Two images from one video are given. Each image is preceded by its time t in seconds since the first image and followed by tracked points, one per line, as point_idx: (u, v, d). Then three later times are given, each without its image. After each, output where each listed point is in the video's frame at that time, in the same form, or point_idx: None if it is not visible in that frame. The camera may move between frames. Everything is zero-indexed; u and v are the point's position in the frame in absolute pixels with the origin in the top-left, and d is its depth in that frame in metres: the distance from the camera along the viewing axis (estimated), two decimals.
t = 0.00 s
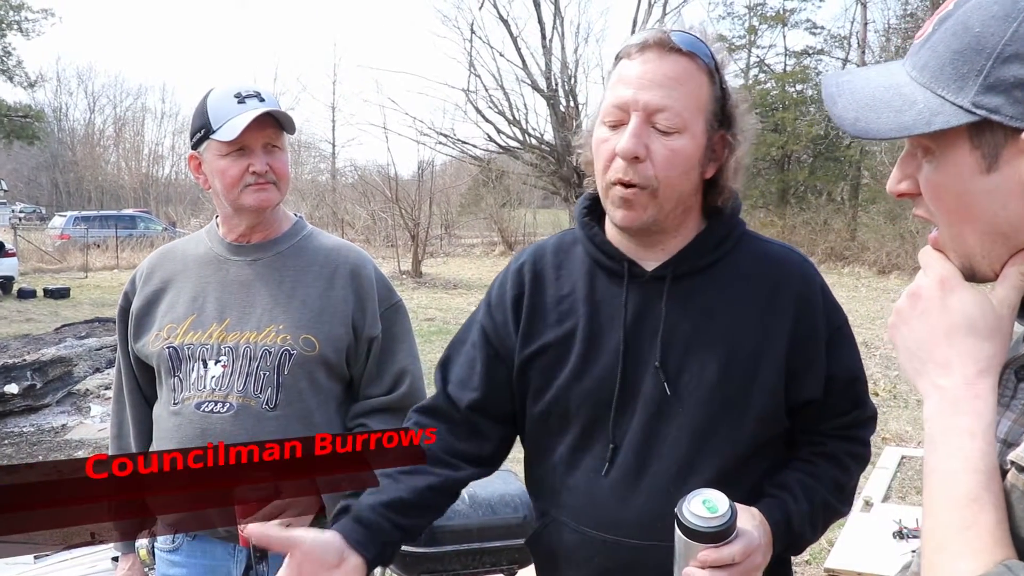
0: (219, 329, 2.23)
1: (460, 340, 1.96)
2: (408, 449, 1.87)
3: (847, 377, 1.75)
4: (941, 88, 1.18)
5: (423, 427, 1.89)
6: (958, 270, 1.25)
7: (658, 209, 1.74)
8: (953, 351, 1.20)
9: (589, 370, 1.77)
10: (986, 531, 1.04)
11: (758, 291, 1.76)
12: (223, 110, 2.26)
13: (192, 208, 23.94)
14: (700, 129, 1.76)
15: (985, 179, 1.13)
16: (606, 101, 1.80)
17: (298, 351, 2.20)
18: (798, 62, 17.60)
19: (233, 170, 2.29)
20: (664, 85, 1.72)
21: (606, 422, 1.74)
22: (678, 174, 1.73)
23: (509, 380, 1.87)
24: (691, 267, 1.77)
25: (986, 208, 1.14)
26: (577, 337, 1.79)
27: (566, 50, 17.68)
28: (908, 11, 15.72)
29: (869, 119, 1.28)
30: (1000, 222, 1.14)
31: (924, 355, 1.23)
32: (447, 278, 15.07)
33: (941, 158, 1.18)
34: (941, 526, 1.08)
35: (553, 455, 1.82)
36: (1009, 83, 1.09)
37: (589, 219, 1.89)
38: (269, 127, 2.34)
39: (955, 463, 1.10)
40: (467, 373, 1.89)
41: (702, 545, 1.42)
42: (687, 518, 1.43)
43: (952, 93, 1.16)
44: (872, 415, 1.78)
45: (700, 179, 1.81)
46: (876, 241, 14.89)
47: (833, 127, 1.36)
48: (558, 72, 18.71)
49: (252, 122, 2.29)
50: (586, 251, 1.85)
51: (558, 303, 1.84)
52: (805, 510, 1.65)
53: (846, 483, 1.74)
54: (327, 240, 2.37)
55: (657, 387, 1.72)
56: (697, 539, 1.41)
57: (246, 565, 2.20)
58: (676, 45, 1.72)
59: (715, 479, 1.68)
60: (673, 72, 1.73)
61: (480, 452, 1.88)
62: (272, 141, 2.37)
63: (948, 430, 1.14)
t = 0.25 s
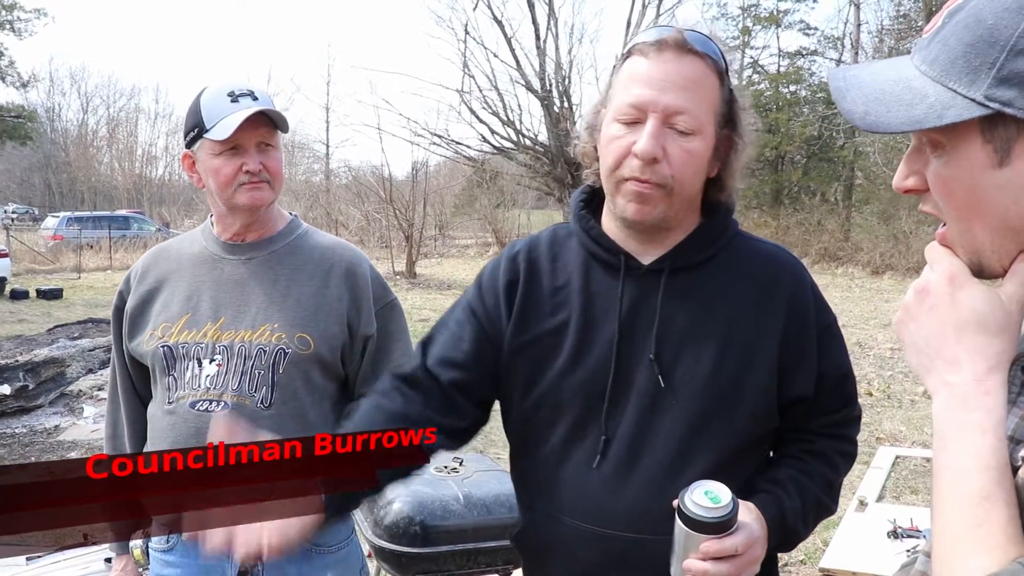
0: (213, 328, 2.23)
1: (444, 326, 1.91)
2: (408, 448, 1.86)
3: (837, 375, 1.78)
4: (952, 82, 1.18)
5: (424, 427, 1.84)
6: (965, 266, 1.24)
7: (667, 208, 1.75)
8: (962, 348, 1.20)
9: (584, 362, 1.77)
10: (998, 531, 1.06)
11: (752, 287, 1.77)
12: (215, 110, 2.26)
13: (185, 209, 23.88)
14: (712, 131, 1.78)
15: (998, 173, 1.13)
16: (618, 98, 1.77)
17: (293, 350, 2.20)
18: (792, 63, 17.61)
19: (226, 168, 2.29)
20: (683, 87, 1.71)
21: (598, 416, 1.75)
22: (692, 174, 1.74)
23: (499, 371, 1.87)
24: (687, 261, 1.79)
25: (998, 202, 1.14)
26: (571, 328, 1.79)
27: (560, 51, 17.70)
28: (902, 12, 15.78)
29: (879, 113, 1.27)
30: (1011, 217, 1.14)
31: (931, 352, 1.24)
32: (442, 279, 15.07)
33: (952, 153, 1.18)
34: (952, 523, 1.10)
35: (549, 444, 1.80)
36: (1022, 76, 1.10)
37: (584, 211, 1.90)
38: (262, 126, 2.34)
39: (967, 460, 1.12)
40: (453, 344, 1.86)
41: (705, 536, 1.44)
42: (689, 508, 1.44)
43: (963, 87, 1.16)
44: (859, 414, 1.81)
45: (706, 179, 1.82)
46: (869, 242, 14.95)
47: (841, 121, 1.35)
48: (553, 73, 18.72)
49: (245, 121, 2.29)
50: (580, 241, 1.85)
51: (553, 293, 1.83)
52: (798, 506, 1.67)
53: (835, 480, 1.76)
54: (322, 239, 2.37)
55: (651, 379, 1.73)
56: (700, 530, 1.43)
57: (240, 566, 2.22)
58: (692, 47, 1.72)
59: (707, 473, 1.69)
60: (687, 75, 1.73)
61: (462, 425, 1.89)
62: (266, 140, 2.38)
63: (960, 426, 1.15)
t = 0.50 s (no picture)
0: (206, 325, 2.22)
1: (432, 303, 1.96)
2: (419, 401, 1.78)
3: (825, 375, 1.79)
4: (958, 68, 1.18)
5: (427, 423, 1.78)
6: (970, 253, 1.24)
7: (677, 212, 1.77)
8: (969, 338, 1.20)
9: (569, 351, 1.80)
10: (1005, 516, 1.06)
11: (743, 282, 1.78)
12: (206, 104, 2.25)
13: (177, 210, 23.77)
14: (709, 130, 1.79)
15: (1004, 160, 1.13)
16: (620, 104, 1.74)
17: (286, 346, 2.19)
18: (783, 63, 17.65)
19: (217, 164, 2.28)
20: (686, 92, 1.71)
21: (577, 406, 1.76)
22: (697, 176, 1.76)
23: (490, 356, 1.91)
24: (676, 255, 1.80)
25: (1003, 187, 1.13)
26: (558, 315, 1.84)
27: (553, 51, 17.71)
28: (892, 13, 15.88)
29: (887, 98, 1.28)
30: (1017, 202, 1.13)
31: (936, 340, 1.23)
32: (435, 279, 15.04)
33: (958, 140, 1.17)
34: (959, 506, 1.09)
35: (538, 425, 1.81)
36: None
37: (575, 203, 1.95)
38: (253, 121, 2.33)
39: (974, 446, 1.11)
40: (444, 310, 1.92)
41: (694, 531, 1.44)
42: (678, 500, 1.45)
43: (969, 73, 1.16)
44: (846, 414, 1.83)
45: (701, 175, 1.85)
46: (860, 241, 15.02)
47: (849, 107, 1.36)
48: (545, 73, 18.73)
49: (235, 116, 2.28)
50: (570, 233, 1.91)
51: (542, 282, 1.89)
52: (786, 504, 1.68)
53: (820, 478, 1.78)
54: (315, 235, 2.36)
55: (635, 371, 1.74)
56: (687, 523, 1.44)
57: (233, 562, 2.20)
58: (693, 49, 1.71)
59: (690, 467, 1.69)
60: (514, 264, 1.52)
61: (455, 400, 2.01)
62: (257, 135, 2.37)
63: (965, 413, 1.15)
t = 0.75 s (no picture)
0: (191, 315, 2.21)
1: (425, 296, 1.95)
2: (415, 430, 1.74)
3: (817, 364, 1.76)
4: (954, 43, 1.18)
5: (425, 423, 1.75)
6: (965, 232, 1.26)
7: (673, 197, 1.77)
8: (963, 314, 1.21)
9: (552, 340, 1.81)
10: (1002, 494, 1.04)
11: (733, 270, 1.77)
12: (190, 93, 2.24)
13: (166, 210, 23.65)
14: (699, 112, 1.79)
15: (996, 135, 1.13)
16: (610, 93, 1.74)
17: (272, 336, 2.19)
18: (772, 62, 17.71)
19: (202, 153, 2.27)
20: (675, 76, 1.71)
21: (565, 395, 1.77)
22: (690, 160, 1.76)
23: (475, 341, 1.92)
24: (665, 244, 1.79)
25: (998, 162, 1.14)
26: (545, 305, 1.83)
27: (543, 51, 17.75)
28: (880, 14, 15.99)
29: (885, 72, 1.27)
30: (1011, 178, 1.14)
31: (931, 318, 1.25)
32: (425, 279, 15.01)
33: (952, 115, 1.18)
34: (954, 481, 1.08)
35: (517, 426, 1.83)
36: None
37: (564, 189, 1.95)
38: (237, 109, 2.32)
39: (971, 422, 1.10)
40: (436, 303, 1.91)
41: (681, 523, 1.44)
42: (664, 494, 1.45)
43: (965, 47, 1.16)
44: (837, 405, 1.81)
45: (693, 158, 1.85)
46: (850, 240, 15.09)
47: (843, 82, 1.36)
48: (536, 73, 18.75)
49: (219, 104, 2.27)
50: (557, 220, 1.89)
51: (528, 272, 1.88)
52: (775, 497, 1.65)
53: (814, 472, 1.74)
54: (301, 226, 2.35)
55: (623, 362, 1.74)
56: (673, 516, 1.44)
57: (218, 553, 2.21)
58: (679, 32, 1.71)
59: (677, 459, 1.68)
60: (535, 441, 1.57)
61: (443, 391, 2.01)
62: (242, 123, 2.36)
63: (961, 389, 1.14)
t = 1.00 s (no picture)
0: (171, 306, 2.21)
1: (418, 310, 2.03)
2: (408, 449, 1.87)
3: (799, 354, 1.76)
4: (940, 17, 1.16)
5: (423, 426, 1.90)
6: (950, 210, 1.25)
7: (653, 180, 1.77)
8: (946, 291, 1.20)
9: (530, 328, 1.81)
10: (986, 470, 1.03)
11: (715, 258, 1.77)
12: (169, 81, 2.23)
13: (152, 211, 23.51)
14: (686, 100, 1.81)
15: (982, 109, 1.11)
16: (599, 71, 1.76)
17: (252, 326, 2.18)
18: (758, 63, 17.77)
19: (181, 142, 2.26)
20: (664, 59, 1.73)
21: (543, 383, 1.77)
22: (672, 145, 1.77)
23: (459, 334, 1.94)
24: (646, 231, 1.80)
25: (982, 136, 1.12)
26: (524, 293, 1.84)
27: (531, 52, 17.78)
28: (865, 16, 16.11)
29: (871, 45, 1.25)
30: (995, 153, 1.13)
31: (915, 297, 1.24)
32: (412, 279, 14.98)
33: (937, 90, 1.16)
34: (940, 459, 1.07)
35: (495, 414, 1.85)
36: (1010, 6, 1.08)
37: (543, 179, 1.98)
38: (217, 98, 2.31)
39: (953, 401, 1.09)
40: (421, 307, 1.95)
41: (651, 510, 1.43)
42: (635, 480, 1.44)
43: (950, 21, 1.15)
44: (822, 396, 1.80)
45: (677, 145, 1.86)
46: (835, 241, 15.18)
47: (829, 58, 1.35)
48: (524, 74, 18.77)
49: (199, 92, 2.26)
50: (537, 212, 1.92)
51: (506, 261, 1.89)
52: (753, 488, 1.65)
53: (795, 462, 1.75)
54: (282, 216, 2.35)
55: (601, 348, 1.74)
56: (643, 503, 1.43)
57: (197, 546, 2.22)
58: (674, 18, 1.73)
59: (660, 444, 1.67)
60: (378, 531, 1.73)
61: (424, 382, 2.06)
62: (222, 112, 2.35)
63: (945, 366, 1.13)
